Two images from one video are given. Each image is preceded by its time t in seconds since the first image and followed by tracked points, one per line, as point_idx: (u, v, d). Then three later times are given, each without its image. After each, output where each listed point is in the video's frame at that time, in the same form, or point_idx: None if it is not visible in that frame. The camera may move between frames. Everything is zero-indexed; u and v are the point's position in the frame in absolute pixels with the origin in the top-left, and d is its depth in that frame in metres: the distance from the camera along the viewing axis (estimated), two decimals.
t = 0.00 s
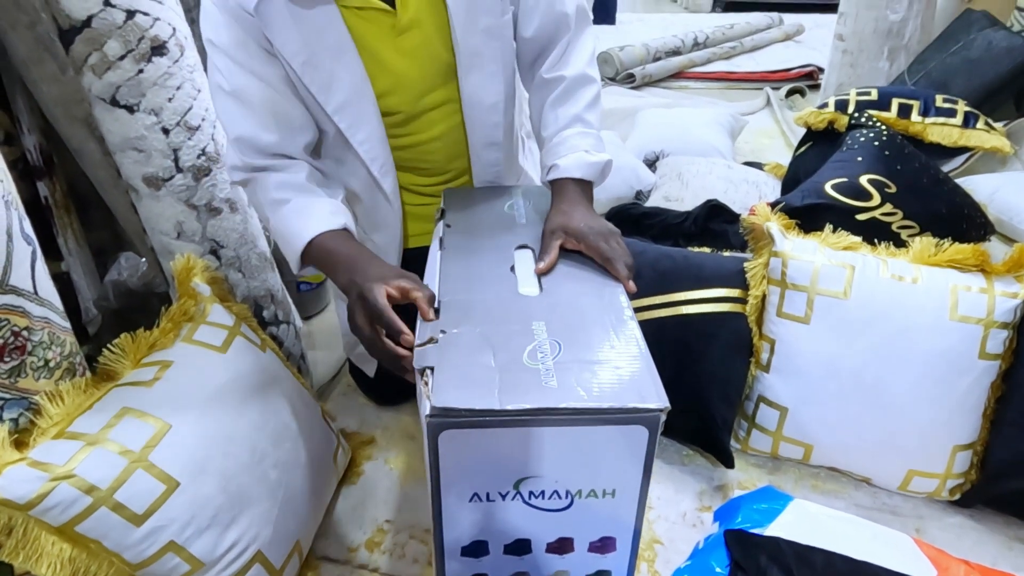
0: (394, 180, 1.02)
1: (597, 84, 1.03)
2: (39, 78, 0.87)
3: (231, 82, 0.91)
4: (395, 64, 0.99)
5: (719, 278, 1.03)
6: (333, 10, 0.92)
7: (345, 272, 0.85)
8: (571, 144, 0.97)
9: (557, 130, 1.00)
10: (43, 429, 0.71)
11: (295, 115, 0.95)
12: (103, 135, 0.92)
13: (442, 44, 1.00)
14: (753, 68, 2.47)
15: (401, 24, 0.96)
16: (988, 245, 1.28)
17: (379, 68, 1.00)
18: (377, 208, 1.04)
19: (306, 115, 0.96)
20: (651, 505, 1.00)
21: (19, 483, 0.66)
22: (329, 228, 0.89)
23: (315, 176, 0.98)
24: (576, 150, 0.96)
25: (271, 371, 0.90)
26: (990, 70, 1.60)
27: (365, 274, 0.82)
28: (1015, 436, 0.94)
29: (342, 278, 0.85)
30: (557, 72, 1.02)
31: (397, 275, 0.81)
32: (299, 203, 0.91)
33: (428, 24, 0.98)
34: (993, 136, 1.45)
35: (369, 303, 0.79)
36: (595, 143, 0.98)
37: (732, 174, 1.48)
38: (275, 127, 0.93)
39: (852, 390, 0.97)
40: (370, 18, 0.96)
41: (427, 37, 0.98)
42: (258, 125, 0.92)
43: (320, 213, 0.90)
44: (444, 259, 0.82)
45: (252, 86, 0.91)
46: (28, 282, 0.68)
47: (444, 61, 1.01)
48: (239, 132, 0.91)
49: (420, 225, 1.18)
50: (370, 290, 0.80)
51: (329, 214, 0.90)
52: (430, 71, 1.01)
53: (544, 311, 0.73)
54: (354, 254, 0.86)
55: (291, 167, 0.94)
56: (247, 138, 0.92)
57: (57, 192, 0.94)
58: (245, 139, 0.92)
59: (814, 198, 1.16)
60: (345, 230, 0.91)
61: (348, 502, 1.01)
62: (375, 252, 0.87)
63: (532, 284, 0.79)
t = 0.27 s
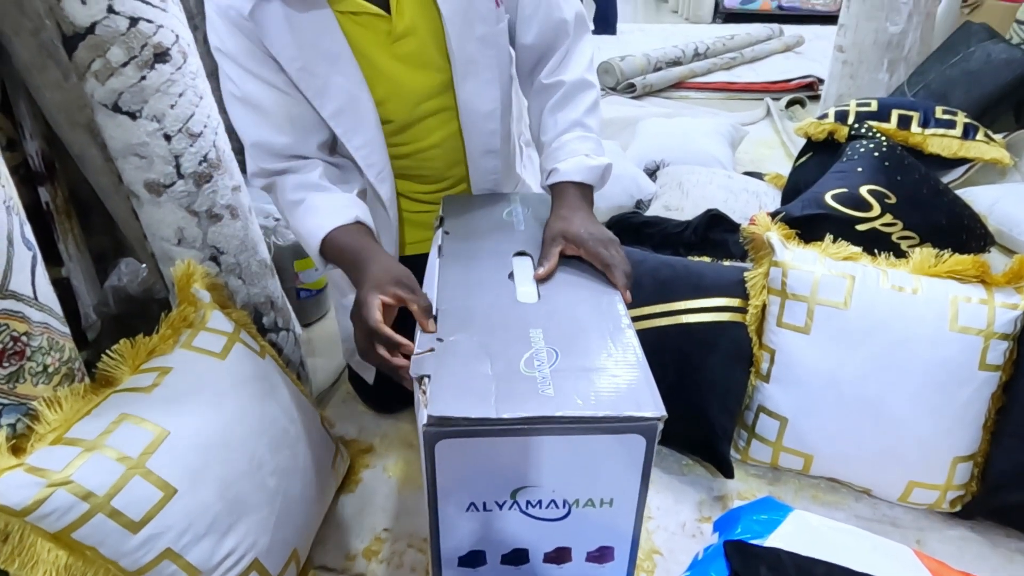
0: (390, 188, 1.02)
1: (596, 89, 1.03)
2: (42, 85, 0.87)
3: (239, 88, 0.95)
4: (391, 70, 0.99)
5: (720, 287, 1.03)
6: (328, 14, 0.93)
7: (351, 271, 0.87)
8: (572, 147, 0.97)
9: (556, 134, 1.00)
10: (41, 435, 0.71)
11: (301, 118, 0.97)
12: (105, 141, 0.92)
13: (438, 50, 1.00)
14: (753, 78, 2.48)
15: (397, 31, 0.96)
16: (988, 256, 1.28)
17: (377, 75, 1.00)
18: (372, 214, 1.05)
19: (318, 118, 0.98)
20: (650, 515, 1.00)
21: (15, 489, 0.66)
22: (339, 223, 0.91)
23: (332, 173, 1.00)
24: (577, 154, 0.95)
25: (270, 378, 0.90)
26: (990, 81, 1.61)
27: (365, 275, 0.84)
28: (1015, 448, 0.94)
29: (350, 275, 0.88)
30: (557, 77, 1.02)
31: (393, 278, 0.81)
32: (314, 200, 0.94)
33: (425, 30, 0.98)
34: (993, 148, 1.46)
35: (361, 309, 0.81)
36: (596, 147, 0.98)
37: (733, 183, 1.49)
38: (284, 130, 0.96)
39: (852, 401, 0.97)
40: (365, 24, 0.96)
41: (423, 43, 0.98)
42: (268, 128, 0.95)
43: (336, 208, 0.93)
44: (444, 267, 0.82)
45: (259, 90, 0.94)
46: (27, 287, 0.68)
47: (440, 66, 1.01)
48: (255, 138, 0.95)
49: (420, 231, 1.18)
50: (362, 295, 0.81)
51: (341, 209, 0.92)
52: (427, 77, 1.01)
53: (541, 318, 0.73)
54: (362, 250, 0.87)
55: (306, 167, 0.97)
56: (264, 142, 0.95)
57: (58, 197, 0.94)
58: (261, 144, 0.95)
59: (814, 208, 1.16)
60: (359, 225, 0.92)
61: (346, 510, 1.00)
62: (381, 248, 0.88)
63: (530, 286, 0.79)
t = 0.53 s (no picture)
0: (376, 202, 1.05)
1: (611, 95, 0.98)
2: (44, 91, 0.87)
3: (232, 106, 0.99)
4: (373, 89, 1.02)
5: (720, 295, 1.03)
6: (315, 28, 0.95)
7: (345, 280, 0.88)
8: (603, 157, 0.91)
9: (581, 148, 0.93)
10: (38, 441, 0.71)
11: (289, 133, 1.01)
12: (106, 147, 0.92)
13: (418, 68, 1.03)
14: (753, 87, 2.49)
15: (377, 53, 1.00)
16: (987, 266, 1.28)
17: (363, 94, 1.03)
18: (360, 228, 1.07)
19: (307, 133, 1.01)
20: (650, 524, 0.99)
21: (12, 495, 0.65)
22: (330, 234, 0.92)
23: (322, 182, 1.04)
24: (610, 164, 0.89)
25: (269, 384, 0.90)
26: (989, 91, 1.61)
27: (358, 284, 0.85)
28: (1016, 458, 0.94)
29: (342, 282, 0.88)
30: (569, 90, 0.95)
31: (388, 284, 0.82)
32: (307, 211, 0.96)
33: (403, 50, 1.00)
34: (993, 158, 1.46)
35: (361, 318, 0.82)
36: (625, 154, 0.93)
37: (733, 192, 1.49)
38: (275, 144, 1.00)
39: (852, 410, 0.97)
40: (347, 44, 0.99)
41: (402, 62, 1.01)
42: (258, 143, 1.00)
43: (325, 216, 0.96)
44: (445, 273, 0.82)
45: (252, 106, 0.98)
46: (27, 292, 0.68)
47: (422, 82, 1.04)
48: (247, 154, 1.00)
49: (419, 237, 1.19)
50: (360, 303, 0.82)
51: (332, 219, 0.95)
52: (409, 95, 1.05)
53: (546, 325, 0.73)
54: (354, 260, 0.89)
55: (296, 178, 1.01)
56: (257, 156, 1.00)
57: (59, 202, 0.94)
58: (251, 156, 1.01)
59: (814, 217, 1.16)
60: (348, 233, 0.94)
61: (344, 517, 1.00)
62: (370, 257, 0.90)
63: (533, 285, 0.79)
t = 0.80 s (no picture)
0: (353, 215, 0.99)
1: (573, 108, 0.89)
2: (46, 94, 0.86)
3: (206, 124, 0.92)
4: (325, 114, 0.95)
5: (720, 300, 1.03)
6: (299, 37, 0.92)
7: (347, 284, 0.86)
8: (556, 175, 0.83)
9: (537, 169, 0.86)
10: (37, 443, 0.70)
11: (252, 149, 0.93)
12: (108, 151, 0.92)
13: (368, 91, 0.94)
14: (754, 92, 2.49)
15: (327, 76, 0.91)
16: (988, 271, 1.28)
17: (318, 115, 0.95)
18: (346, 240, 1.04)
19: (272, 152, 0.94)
20: (649, 528, 0.99)
21: (11, 497, 0.65)
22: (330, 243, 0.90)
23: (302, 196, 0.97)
24: (564, 185, 0.81)
25: (269, 388, 0.90)
26: (990, 97, 1.61)
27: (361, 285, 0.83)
28: (1016, 463, 0.93)
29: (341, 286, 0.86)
30: (524, 107, 0.87)
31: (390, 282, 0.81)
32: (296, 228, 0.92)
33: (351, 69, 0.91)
34: (992, 163, 1.46)
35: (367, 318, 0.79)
36: (584, 172, 0.84)
37: (733, 196, 1.49)
38: (248, 167, 0.93)
39: (852, 414, 0.97)
40: (296, 68, 0.91)
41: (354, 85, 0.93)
42: (230, 167, 0.93)
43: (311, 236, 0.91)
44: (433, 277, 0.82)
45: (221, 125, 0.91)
46: (27, 295, 0.68)
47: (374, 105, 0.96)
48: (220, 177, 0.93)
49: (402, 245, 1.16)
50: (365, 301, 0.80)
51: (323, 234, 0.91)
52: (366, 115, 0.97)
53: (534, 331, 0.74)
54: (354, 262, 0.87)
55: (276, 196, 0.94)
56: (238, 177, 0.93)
57: (59, 205, 0.94)
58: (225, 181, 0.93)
59: (814, 221, 1.16)
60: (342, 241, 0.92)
61: (343, 522, 1.00)
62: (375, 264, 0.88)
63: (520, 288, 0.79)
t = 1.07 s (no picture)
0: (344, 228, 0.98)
1: (566, 103, 0.86)
2: (46, 95, 0.87)
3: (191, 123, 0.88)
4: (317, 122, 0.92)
5: (720, 301, 1.03)
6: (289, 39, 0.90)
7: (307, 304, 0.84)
8: (547, 169, 0.80)
9: (529, 166, 0.83)
10: (37, 445, 0.70)
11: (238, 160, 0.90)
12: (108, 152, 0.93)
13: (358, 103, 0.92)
14: (754, 93, 2.49)
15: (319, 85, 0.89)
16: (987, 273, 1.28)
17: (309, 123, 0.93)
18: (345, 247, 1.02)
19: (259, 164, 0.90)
20: (649, 530, 0.99)
21: (10, 499, 0.65)
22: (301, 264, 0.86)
23: (290, 213, 0.94)
24: (555, 178, 0.78)
25: (268, 390, 0.89)
26: (990, 99, 1.61)
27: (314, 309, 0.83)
28: (1016, 465, 0.93)
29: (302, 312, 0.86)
30: (514, 103, 0.84)
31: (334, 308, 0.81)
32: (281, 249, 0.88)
33: (340, 80, 0.89)
34: (992, 164, 1.46)
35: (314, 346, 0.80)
36: (577, 164, 0.81)
37: (733, 198, 1.49)
38: (238, 179, 0.90)
39: (852, 416, 0.97)
40: (290, 77, 0.88)
41: (344, 97, 0.91)
42: (221, 179, 0.90)
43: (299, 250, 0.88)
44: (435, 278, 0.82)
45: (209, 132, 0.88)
46: (26, 296, 0.68)
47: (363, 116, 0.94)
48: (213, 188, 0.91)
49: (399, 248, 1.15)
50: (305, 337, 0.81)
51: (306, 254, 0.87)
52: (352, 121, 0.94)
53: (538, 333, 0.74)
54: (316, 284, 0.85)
55: (262, 212, 0.92)
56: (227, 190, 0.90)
57: (59, 206, 0.94)
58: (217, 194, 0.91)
59: (814, 223, 1.16)
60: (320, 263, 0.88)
61: (342, 524, 1.00)
62: (336, 283, 0.87)
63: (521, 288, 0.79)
